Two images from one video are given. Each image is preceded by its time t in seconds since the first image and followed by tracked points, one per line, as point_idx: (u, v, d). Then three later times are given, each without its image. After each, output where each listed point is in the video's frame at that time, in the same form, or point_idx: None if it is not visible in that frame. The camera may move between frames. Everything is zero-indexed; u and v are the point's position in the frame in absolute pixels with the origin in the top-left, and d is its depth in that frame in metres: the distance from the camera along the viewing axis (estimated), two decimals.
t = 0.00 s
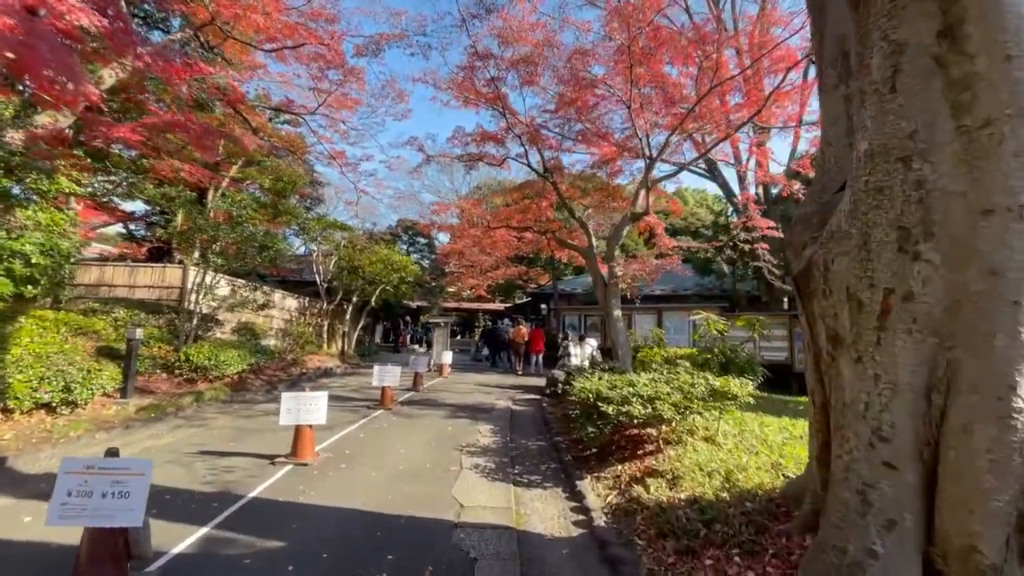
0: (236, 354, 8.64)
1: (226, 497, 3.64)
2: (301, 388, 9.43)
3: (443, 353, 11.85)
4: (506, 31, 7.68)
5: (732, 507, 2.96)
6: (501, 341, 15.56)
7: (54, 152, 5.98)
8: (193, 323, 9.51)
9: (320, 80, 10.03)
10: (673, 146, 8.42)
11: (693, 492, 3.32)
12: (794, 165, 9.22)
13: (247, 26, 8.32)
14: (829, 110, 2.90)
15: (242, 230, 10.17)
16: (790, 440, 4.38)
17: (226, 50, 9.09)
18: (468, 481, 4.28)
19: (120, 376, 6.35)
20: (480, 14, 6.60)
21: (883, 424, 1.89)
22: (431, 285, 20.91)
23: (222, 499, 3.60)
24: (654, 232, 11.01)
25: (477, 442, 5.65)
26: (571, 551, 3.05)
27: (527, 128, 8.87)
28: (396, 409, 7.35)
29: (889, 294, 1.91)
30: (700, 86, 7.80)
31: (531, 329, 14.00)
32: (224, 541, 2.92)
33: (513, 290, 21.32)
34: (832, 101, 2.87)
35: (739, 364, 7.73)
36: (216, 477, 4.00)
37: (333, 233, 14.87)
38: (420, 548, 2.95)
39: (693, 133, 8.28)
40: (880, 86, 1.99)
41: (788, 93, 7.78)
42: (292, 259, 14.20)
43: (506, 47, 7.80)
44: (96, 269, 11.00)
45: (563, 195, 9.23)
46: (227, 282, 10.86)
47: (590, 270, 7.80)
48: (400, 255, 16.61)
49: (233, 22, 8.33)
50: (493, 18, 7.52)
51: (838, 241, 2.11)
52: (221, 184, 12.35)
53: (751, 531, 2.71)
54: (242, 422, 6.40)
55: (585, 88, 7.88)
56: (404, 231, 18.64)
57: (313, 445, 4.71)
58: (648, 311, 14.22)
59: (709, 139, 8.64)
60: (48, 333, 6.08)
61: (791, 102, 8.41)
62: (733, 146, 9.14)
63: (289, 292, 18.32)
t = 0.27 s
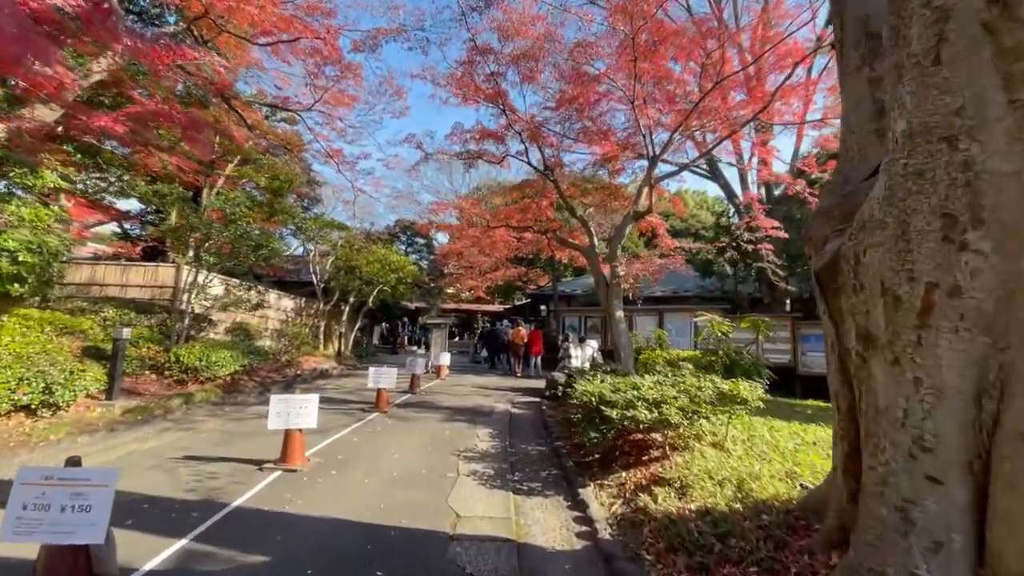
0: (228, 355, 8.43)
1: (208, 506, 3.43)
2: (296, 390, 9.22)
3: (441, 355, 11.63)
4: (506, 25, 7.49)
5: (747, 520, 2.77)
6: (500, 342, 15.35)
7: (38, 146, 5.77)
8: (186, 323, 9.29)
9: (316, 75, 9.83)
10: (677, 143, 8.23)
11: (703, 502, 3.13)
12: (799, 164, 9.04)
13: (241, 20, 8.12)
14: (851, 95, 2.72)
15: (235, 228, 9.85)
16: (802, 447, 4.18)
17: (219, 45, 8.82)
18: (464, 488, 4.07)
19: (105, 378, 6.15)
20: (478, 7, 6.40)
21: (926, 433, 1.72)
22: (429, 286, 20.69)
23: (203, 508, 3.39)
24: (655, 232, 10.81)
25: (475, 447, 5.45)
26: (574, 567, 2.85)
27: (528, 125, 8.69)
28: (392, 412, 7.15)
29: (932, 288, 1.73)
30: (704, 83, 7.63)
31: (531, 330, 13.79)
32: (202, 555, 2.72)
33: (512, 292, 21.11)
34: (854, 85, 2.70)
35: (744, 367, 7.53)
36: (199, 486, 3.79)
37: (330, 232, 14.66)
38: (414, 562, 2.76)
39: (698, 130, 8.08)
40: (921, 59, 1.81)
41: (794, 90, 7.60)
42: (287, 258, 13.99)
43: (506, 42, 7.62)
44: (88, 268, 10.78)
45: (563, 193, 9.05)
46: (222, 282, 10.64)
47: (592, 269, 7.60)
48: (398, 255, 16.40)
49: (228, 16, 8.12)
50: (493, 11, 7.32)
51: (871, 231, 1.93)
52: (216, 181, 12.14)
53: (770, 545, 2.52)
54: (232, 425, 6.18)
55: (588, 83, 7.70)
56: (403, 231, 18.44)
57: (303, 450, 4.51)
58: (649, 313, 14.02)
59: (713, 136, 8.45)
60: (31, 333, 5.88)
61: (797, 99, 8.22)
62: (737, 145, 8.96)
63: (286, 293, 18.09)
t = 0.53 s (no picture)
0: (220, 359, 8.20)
1: (188, 524, 3.21)
2: (289, 395, 8.98)
3: (438, 359, 11.42)
4: (505, 20, 7.31)
5: (768, 542, 2.56)
6: (498, 346, 15.15)
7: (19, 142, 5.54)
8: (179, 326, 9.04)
9: (312, 73, 9.65)
10: (679, 142, 8.05)
11: (718, 519, 2.92)
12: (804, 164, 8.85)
13: (235, 15, 7.95)
14: (880, 82, 2.54)
15: (228, 228, 9.56)
16: (818, 458, 3.96)
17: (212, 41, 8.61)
18: (462, 502, 3.85)
19: (89, 384, 5.92)
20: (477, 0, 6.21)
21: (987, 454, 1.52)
22: (427, 289, 20.47)
23: (182, 526, 3.16)
24: (657, 233, 10.64)
25: (473, 456, 5.23)
26: None
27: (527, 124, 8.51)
28: (388, 418, 6.93)
29: (991, 289, 1.52)
30: (708, 81, 7.45)
31: (530, 333, 13.57)
32: None
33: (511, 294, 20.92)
34: (883, 72, 2.52)
35: (750, 372, 7.32)
36: (180, 501, 3.57)
37: (326, 234, 14.45)
38: None
39: (701, 129, 7.91)
40: (976, 32, 1.63)
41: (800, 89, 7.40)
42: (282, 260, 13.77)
43: (505, 38, 7.44)
44: (77, 269, 10.54)
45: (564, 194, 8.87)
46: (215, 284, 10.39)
47: (593, 271, 7.39)
48: (395, 257, 16.19)
49: (222, 11, 7.95)
50: (491, 5, 7.13)
51: (917, 227, 1.73)
52: (210, 182, 11.94)
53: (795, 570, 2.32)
54: (221, 433, 5.96)
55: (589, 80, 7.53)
56: (400, 233, 18.24)
57: (293, 461, 4.29)
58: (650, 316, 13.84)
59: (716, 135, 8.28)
60: (10, 337, 5.65)
61: (802, 97, 8.05)
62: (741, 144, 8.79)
63: (282, 295, 17.86)
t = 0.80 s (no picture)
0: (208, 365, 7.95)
1: (165, 544, 2.99)
2: (280, 402, 8.74)
3: (434, 363, 11.21)
4: (500, 15, 7.13)
5: (789, 559, 2.40)
6: (495, 349, 14.95)
7: None
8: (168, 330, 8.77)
9: (302, 72, 9.45)
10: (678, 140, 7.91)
11: (733, 534, 2.75)
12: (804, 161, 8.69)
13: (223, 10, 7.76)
14: (904, 65, 2.39)
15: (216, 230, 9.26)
16: (832, 463, 3.79)
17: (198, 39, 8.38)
18: (460, 515, 3.65)
19: (67, 394, 5.67)
20: None
21: None
22: (422, 292, 20.23)
23: (159, 547, 2.95)
24: (655, 233, 10.49)
25: (471, 465, 5.04)
26: None
27: (523, 123, 8.34)
28: (381, 425, 6.72)
29: None
30: (707, 78, 7.31)
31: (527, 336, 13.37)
32: None
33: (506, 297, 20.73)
34: (907, 55, 2.37)
35: (753, 374, 7.15)
36: (159, 518, 3.35)
37: (319, 236, 14.21)
38: None
39: (700, 127, 7.76)
40: None
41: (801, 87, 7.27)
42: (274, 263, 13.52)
43: (500, 34, 7.27)
44: (61, 274, 10.26)
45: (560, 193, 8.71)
46: (203, 287, 10.12)
47: (591, 272, 7.21)
48: (389, 260, 15.96)
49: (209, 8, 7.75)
50: None
51: (962, 216, 1.67)
52: (199, 184, 11.69)
53: None
54: (207, 443, 5.73)
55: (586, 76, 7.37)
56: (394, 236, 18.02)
57: (280, 473, 4.07)
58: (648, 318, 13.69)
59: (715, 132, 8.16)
60: None
61: (802, 93, 7.92)
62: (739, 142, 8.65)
63: (274, 299, 17.57)
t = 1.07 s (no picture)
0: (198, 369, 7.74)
1: (142, 560, 2.79)
2: (274, 406, 8.52)
3: (431, 366, 11.01)
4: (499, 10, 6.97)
5: None
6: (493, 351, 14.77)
7: None
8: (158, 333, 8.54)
9: (297, 70, 9.28)
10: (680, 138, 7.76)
11: (752, 548, 2.57)
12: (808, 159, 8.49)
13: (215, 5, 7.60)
14: (937, 44, 2.26)
15: (208, 231, 9.04)
16: (850, 470, 3.61)
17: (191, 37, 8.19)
18: (458, 526, 3.46)
19: (48, 399, 5.46)
20: None
21: None
22: (420, 294, 20.04)
23: (135, 564, 2.74)
24: (655, 233, 10.35)
25: (470, 471, 4.85)
26: None
27: (521, 121, 8.17)
28: (377, 430, 6.52)
29: None
30: (708, 75, 7.17)
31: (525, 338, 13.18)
32: None
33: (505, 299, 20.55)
34: (939, 33, 2.24)
35: (758, 376, 6.97)
36: (138, 531, 3.14)
37: (314, 238, 14.00)
38: None
39: (702, 125, 7.61)
40: None
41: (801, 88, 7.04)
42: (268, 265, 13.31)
43: (499, 29, 7.11)
44: (50, 276, 10.03)
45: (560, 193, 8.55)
46: (195, 289, 9.90)
47: (593, 272, 7.05)
48: (386, 261, 15.77)
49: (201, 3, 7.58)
50: None
51: None
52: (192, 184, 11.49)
53: None
54: (196, 449, 5.52)
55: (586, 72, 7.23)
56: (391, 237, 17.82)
57: (269, 481, 3.87)
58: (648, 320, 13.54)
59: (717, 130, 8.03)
60: None
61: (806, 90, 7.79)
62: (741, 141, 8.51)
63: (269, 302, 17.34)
